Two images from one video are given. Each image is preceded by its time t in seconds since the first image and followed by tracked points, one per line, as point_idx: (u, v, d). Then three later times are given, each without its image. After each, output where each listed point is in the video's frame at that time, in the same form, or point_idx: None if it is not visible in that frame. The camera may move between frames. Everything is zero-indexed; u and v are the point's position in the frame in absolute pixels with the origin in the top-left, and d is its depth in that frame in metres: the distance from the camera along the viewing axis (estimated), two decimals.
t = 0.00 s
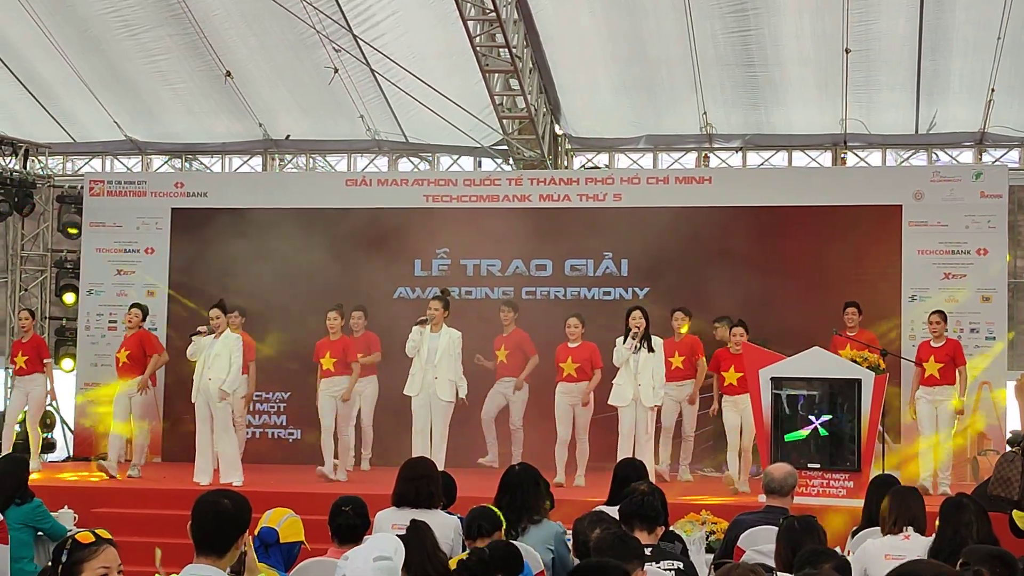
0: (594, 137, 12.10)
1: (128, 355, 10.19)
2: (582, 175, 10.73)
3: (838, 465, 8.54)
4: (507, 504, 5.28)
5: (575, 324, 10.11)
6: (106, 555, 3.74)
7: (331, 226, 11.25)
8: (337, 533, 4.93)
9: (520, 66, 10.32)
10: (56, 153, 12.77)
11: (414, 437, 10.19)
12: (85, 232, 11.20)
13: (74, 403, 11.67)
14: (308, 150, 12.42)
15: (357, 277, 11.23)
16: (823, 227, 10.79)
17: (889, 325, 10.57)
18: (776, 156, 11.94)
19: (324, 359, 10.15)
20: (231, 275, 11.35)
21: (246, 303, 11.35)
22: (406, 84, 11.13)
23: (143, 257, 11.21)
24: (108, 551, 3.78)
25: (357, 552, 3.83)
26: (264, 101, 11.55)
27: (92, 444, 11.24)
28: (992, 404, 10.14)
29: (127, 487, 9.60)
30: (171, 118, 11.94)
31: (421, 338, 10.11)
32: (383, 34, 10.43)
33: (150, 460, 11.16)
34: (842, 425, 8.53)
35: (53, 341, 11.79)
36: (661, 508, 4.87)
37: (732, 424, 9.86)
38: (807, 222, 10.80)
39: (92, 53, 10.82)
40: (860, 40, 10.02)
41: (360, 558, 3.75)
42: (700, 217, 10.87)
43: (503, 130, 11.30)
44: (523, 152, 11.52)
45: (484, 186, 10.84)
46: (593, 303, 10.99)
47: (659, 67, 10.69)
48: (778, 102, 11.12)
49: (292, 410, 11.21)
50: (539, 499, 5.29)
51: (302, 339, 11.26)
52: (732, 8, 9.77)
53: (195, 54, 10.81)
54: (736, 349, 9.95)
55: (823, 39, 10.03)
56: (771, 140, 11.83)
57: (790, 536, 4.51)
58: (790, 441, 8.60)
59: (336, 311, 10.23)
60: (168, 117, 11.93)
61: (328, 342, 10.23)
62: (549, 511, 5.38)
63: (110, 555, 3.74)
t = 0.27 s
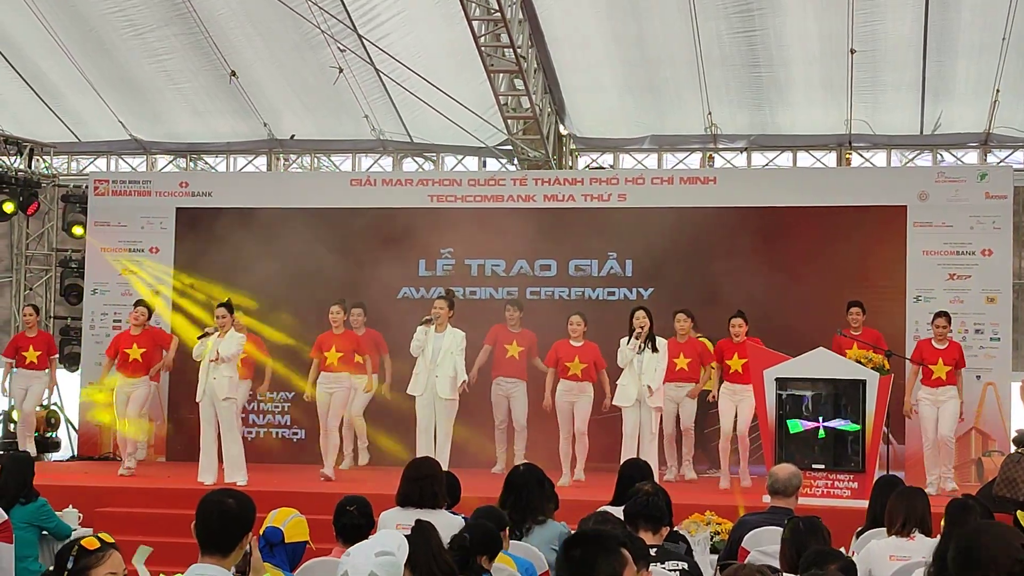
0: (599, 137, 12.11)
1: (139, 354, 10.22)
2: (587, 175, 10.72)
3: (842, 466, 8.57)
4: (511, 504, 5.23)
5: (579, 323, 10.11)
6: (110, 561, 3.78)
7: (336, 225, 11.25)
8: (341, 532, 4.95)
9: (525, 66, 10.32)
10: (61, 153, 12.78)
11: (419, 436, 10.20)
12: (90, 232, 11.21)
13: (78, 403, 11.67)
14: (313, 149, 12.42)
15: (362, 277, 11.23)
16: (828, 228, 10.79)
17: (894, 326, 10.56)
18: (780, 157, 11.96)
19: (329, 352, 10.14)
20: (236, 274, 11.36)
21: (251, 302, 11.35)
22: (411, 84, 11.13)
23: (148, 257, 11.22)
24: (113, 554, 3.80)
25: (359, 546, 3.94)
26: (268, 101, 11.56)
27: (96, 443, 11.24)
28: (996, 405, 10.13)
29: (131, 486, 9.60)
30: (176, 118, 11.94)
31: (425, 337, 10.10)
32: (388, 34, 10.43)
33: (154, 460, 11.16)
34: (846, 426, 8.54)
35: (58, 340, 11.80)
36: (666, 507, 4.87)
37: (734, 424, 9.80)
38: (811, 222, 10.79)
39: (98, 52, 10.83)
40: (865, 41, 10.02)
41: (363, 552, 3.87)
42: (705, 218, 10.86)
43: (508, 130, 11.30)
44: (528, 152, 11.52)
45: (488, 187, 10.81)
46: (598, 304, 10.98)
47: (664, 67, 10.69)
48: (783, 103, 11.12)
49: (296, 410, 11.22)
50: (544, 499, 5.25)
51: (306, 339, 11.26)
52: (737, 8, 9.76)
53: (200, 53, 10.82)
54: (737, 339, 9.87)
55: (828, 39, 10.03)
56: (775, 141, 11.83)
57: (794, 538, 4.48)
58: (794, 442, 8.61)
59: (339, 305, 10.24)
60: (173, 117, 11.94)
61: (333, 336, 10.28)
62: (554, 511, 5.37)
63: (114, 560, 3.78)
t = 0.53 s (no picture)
0: (603, 138, 12.12)
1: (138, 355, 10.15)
2: (591, 176, 10.73)
3: (846, 467, 8.52)
4: (514, 506, 5.22)
5: (581, 325, 10.09)
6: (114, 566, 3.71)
7: (340, 226, 11.26)
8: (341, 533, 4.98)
9: (528, 67, 10.32)
10: (65, 153, 12.79)
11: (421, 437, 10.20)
12: (94, 232, 11.20)
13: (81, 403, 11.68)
14: (316, 150, 12.43)
15: (365, 277, 11.24)
16: (832, 230, 10.78)
17: (897, 328, 10.56)
18: (783, 157, 12.00)
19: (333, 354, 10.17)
20: (239, 275, 11.37)
21: (254, 302, 11.35)
22: (414, 85, 11.13)
23: (152, 257, 11.22)
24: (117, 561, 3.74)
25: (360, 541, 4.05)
26: (272, 101, 11.56)
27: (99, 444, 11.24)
28: (1000, 406, 10.12)
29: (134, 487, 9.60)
30: (180, 118, 11.95)
31: (428, 338, 10.06)
32: (392, 35, 10.43)
33: (157, 460, 11.17)
34: (850, 427, 8.53)
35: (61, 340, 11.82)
36: (670, 508, 4.87)
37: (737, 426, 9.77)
38: (815, 223, 10.79)
39: (101, 53, 10.83)
40: (869, 42, 10.01)
41: (363, 546, 3.97)
42: (708, 219, 10.86)
43: (511, 131, 11.30)
44: (532, 152, 11.52)
45: (492, 187, 10.83)
46: (601, 305, 10.98)
47: (668, 69, 10.69)
48: (787, 104, 11.12)
49: (299, 410, 11.21)
50: (548, 501, 5.24)
51: (309, 339, 11.26)
52: (741, 10, 9.76)
53: (204, 54, 10.82)
54: (738, 355, 9.78)
55: (832, 41, 10.03)
56: (779, 142, 11.84)
57: (797, 538, 4.45)
58: (797, 442, 8.56)
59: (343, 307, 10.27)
60: (177, 117, 11.94)
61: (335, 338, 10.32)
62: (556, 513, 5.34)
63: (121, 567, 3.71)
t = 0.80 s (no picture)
0: (607, 140, 12.11)
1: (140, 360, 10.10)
2: (595, 178, 10.71)
3: (850, 470, 8.52)
4: (518, 507, 5.21)
5: (585, 328, 10.07)
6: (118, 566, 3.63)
7: (345, 227, 11.25)
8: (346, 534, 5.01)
9: (533, 69, 10.31)
10: (69, 154, 12.80)
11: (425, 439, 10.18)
12: (99, 233, 11.21)
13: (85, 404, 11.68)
14: (320, 151, 12.43)
15: (369, 279, 11.24)
16: (837, 232, 10.77)
17: (902, 330, 10.55)
18: (788, 159, 11.95)
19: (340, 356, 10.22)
20: (244, 276, 11.37)
21: (258, 303, 11.35)
22: (419, 86, 11.13)
23: (156, 258, 11.22)
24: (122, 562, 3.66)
25: (358, 537, 4.22)
26: (276, 102, 11.55)
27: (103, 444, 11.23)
28: (1004, 408, 10.12)
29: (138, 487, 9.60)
30: (184, 119, 11.95)
31: (432, 340, 10.03)
32: (396, 36, 10.43)
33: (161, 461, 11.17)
34: (854, 429, 8.49)
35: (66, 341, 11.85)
36: (674, 511, 4.86)
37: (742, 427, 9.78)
38: (820, 225, 10.78)
39: (106, 54, 10.83)
40: (874, 44, 10.00)
41: (363, 542, 4.15)
42: (712, 221, 10.85)
43: (516, 133, 11.29)
44: (536, 154, 11.52)
45: (496, 188, 10.83)
46: (605, 306, 10.98)
47: (672, 70, 10.68)
48: (792, 106, 11.11)
49: (303, 411, 11.21)
50: (552, 503, 5.22)
51: (313, 340, 11.26)
52: (745, 11, 9.75)
53: (208, 55, 10.82)
54: (740, 354, 9.73)
55: (836, 42, 10.02)
56: (784, 144, 11.83)
57: (802, 540, 4.44)
58: (801, 444, 8.55)
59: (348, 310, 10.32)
60: (181, 118, 11.94)
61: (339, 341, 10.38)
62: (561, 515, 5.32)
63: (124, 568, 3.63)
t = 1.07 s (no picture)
0: (611, 142, 12.13)
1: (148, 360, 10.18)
2: (599, 180, 10.70)
3: (855, 472, 8.54)
4: (522, 509, 5.17)
5: (591, 329, 10.04)
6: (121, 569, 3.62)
7: (349, 228, 11.26)
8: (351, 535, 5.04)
9: (537, 71, 10.32)
10: (74, 156, 12.82)
11: (429, 441, 10.19)
12: (104, 234, 11.22)
13: (90, 405, 11.70)
14: (325, 153, 12.45)
15: (373, 281, 11.25)
16: (842, 235, 10.75)
17: (906, 332, 10.55)
18: (792, 162, 12.01)
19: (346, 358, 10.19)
20: (248, 278, 11.38)
21: (262, 305, 11.36)
22: (423, 88, 11.13)
23: (161, 260, 11.23)
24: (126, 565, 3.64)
25: (361, 538, 4.11)
26: (281, 104, 11.56)
27: (107, 446, 11.25)
28: (1009, 410, 10.12)
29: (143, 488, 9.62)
30: (189, 121, 11.96)
31: (436, 341, 9.98)
32: (401, 38, 10.44)
33: (167, 462, 11.18)
34: (859, 431, 8.49)
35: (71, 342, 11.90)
36: (678, 513, 4.85)
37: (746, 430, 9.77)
38: (825, 227, 10.77)
39: (111, 55, 10.84)
40: (878, 46, 10.01)
41: (365, 543, 4.04)
42: (717, 223, 10.86)
43: (520, 135, 11.29)
44: (540, 156, 11.54)
45: (501, 190, 10.85)
46: (610, 308, 10.98)
47: (677, 72, 10.69)
48: (796, 108, 11.12)
49: (308, 413, 11.23)
50: (556, 504, 5.20)
51: (318, 342, 11.28)
52: (750, 14, 9.76)
53: (213, 57, 10.83)
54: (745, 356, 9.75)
55: (841, 45, 10.03)
56: (788, 146, 11.84)
57: (805, 542, 4.36)
58: (806, 447, 8.55)
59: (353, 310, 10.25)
60: (186, 120, 11.96)
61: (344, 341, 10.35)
62: (565, 516, 5.30)
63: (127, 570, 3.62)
